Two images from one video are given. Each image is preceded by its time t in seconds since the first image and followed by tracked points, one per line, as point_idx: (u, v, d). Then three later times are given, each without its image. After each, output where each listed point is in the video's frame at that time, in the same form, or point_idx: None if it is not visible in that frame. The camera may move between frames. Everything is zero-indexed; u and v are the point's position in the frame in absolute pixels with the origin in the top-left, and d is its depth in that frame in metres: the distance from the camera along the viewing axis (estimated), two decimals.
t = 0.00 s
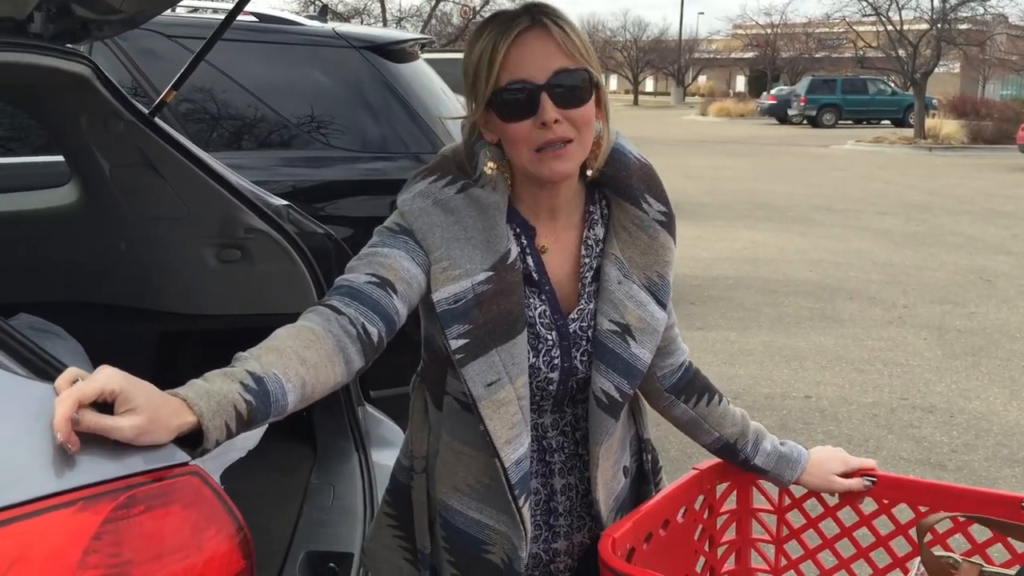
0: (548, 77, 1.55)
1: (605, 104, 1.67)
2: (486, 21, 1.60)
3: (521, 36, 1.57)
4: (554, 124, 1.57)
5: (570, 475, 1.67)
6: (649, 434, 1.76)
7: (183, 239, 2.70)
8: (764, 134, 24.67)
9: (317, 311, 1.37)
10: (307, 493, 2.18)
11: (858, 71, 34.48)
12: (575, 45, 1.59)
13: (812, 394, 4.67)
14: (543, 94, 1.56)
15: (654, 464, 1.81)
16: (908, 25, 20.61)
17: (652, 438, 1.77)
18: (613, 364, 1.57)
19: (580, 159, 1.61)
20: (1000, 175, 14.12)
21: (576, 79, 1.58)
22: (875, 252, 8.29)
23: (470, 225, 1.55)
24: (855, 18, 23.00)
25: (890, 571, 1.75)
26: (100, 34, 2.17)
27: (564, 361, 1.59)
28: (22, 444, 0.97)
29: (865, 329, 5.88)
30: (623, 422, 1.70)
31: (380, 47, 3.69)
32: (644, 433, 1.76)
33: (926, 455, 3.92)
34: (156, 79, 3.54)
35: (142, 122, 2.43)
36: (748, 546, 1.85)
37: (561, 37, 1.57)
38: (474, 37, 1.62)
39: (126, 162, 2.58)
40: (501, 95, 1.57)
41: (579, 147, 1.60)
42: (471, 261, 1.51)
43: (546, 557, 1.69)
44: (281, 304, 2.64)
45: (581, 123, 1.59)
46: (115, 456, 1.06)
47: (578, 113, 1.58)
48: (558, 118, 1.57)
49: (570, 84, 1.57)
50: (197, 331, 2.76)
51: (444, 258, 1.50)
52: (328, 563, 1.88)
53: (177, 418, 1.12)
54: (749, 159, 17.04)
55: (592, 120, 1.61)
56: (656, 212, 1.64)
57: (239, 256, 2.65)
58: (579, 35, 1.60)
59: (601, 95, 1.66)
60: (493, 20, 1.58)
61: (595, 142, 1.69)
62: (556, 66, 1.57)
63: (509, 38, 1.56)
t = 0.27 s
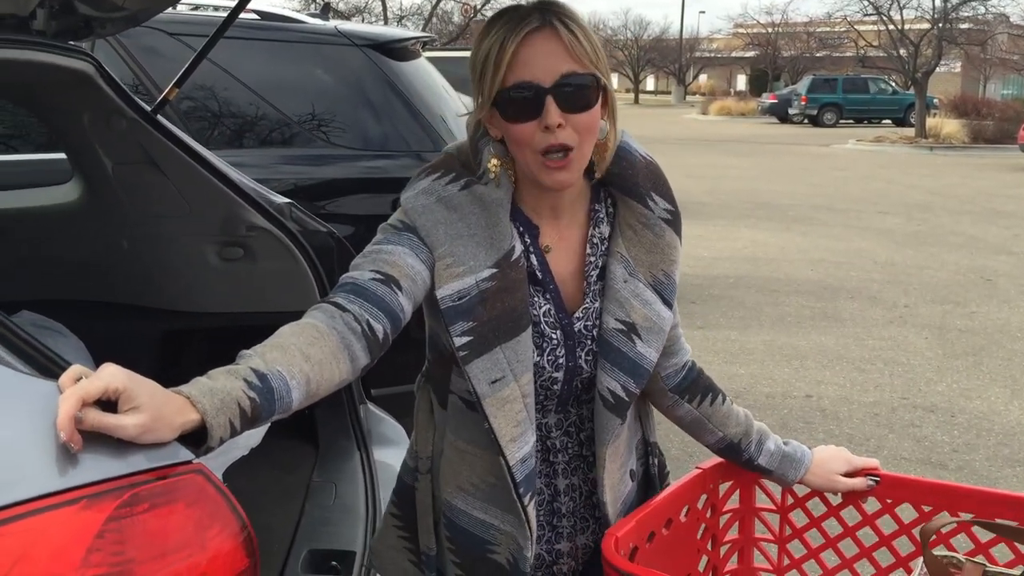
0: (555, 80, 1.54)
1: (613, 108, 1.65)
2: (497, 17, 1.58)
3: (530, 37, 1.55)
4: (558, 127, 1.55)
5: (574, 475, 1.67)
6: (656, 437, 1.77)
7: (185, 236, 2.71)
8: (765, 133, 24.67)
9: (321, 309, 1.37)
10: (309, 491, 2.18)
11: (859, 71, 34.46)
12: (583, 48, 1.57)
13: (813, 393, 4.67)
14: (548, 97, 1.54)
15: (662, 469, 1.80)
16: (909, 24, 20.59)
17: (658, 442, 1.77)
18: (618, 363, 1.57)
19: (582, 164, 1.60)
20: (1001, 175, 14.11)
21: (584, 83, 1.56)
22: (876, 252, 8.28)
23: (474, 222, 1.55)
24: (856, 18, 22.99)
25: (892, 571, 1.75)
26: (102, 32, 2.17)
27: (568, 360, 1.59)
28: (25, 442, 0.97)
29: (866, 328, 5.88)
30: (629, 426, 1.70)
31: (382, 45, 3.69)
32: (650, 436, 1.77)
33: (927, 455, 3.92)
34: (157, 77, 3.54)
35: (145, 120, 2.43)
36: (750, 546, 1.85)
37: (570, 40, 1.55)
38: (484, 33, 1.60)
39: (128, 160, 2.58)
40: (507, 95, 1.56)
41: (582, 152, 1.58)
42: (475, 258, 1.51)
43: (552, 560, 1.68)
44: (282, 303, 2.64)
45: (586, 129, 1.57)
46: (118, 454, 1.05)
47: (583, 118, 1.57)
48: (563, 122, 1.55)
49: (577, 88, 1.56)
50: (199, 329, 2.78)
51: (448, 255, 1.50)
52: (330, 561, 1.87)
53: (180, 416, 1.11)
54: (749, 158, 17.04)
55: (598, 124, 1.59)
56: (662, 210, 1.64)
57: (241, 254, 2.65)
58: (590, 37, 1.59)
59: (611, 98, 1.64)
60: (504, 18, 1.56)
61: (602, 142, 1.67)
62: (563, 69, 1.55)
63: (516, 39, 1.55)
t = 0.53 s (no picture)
0: (560, 92, 1.53)
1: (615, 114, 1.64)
2: (502, 23, 1.56)
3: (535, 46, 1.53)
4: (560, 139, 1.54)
5: (570, 480, 1.67)
6: (656, 443, 1.77)
7: (184, 237, 2.70)
8: (763, 134, 24.70)
9: (319, 309, 1.36)
10: (307, 491, 2.18)
11: (856, 72, 34.51)
12: (588, 58, 1.55)
13: (810, 394, 4.67)
14: (552, 109, 1.53)
15: (662, 472, 1.80)
16: (906, 25, 20.62)
17: (658, 447, 1.77)
18: (613, 368, 1.56)
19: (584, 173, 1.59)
20: (998, 176, 14.13)
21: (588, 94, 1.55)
22: (873, 252, 8.29)
23: (471, 224, 1.55)
24: (853, 18, 23.01)
25: (891, 571, 1.75)
26: (100, 31, 2.17)
27: (563, 364, 1.59)
28: (24, 444, 0.97)
29: (863, 329, 5.88)
30: (627, 431, 1.69)
31: (380, 45, 3.68)
32: (650, 442, 1.77)
33: (925, 455, 3.92)
34: (155, 76, 3.55)
35: (143, 120, 2.43)
36: (750, 546, 1.85)
37: (576, 50, 1.53)
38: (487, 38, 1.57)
39: (126, 160, 2.57)
40: (511, 105, 1.54)
41: (583, 163, 1.58)
42: (472, 259, 1.51)
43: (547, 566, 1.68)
44: (281, 303, 2.64)
45: (589, 140, 1.56)
46: (117, 455, 1.05)
47: (586, 128, 1.56)
48: (566, 134, 1.54)
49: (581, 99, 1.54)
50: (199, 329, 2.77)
51: (445, 256, 1.51)
52: (329, 562, 1.86)
53: (180, 417, 1.11)
54: (747, 159, 17.05)
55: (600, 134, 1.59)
56: (661, 216, 1.64)
57: (240, 254, 2.64)
58: (595, 46, 1.57)
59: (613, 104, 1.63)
60: (509, 26, 1.54)
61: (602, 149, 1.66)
62: (567, 80, 1.54)
63: (521, 48, 1.52)
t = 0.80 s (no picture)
0: (559, 93, 1.52)
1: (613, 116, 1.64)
2: (502, 23, 1.55)
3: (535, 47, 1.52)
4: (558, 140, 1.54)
5: (567, 483, 1.67)
6: (653, 445, 1.76)
7: (179, 240, 2.70)
8: (757, 137, 24.75)
9: (315, 313, 1.36)
10: (303, 496, 2.18)
11: (849, 75, 34.62)
12: (588, 60, 1.55)
13: (805, 397, 4.67)
14: (551, 110, 1.53)
15: (660, 480, 1.81)
16: (899, 29, 20.69)
17: (655, 450, 1.77)
18: (612, 370, 1.56)
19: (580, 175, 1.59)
20: (991, 179, 14.18)
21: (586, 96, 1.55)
22: (867, 255, 8.31)
23: (467, 226, 1.54)
24: (846, 22, 23.08)
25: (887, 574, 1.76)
26: (95, 35, 2.17)
27: (561, 367, 1.59)
28: (20, 450, 0.96)
29: (857, 332, 5.89)
30: (625, 434, 1.69)
31: (375, 49, 3.68)
32: (649, 444, 1.76)
33: (920, 458, 3.93)
34: (150, 80, 3.54)
35: (138, 124, 2.41)
36: (746, 550, 1.85)
37: (576, 51, 1.53)
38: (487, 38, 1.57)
39: (121, 164, 2.57)
40: (510, 106, 1.54)
41: (580, 165, 1.58)
42: (468, 262, 1.51)
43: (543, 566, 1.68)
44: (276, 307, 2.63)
45: (586, 142, 1.56)
46: (113, 460, 1.05)
47: (583, 130, 1.56)
48: (563, 135, 1.54)
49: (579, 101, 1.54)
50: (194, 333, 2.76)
51: (442, 259, 1.50)
52: (324, 566, 1.88)
53: (176, 422, 1.10)
54: (741, 162, 17.08)
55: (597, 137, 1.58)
56: (659, 218, 1.63)
57: (235, 258, 2.63)
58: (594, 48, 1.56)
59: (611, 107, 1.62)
60: (509, 26, 1.53)
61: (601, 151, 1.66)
62: (567, 81, 1.53)
63: (522, 48, 1.52)
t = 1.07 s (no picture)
0: (546, 87, 1.54)
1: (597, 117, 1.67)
2: (492, 19, 1.58)
3: (525, 42, 1.55)
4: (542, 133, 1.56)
5: (573, 476, 1.66)
6: (653, 439, 1.75)
7: (173, 245, 2.69)
8: (752, 141, 24.80)
9: (307, 316, 1.36)
10: (298, 500, 2.17)
11: (843, 79, 34.72)
12: (577, 56, 1.57)
13: (800, 400, 4.68)
14: (537, 104, 1.55)
15: (663, 469, 1.79)
16: (892, 33, 20.76)
17: (655, 444, 1.75)
18: (607, 362, 1.57)
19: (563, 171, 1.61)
20: (985, 182, 14.23)
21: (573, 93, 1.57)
22: (861, 259, 8.33)
23: (453, 227, 1.55)
24: (840, 26, 23.14)
25: None
26: (90, 39, 2.17)
27: (558, 361, 1.59)
28: (17, 457, 0.96)
29: (852, 335, 5.91)
30: (627, 426, 1.68)
31: (370, 53, 3.67)
32: (649, 438, 1.74)
33: (915, 461, 3.93)
34: (144, 85, 3.54)
35: (132, 129, 2.41)
36: (742, 554, 1.85)
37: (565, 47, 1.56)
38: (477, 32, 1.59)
39: (116, 168, 2.56)
40: (497, 97, 1.56)
41: (564, 160, 1.59)
42: (456, 262, 1.51)
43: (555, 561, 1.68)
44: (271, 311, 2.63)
45: (570, 139, 1.58)
46: (109, 466, 1.05)
47: (568, 127, 1.58)
48: (548, 129, 1.56)
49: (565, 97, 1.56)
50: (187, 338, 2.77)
51: (429, 259, 1.51)
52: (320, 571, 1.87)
53: (173, 427, 1.11)
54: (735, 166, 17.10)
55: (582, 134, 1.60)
56: (646, 207, 1.65)
57: (230, 262, 2.64)
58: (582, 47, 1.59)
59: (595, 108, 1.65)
60: (501, 20, 1.56)
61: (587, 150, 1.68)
62: (554, 76, 1.56)
63: (512, 41, 1.54)
